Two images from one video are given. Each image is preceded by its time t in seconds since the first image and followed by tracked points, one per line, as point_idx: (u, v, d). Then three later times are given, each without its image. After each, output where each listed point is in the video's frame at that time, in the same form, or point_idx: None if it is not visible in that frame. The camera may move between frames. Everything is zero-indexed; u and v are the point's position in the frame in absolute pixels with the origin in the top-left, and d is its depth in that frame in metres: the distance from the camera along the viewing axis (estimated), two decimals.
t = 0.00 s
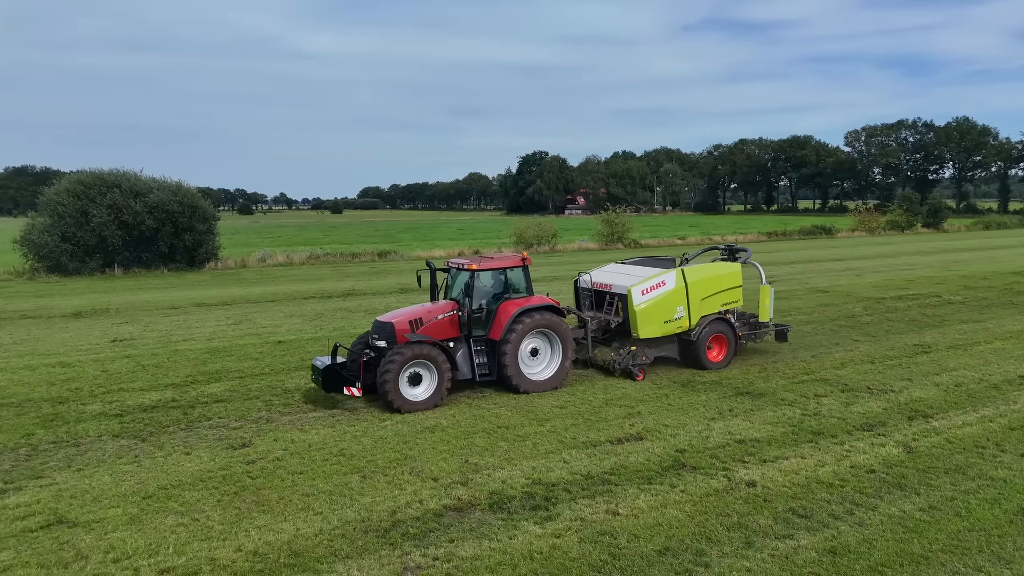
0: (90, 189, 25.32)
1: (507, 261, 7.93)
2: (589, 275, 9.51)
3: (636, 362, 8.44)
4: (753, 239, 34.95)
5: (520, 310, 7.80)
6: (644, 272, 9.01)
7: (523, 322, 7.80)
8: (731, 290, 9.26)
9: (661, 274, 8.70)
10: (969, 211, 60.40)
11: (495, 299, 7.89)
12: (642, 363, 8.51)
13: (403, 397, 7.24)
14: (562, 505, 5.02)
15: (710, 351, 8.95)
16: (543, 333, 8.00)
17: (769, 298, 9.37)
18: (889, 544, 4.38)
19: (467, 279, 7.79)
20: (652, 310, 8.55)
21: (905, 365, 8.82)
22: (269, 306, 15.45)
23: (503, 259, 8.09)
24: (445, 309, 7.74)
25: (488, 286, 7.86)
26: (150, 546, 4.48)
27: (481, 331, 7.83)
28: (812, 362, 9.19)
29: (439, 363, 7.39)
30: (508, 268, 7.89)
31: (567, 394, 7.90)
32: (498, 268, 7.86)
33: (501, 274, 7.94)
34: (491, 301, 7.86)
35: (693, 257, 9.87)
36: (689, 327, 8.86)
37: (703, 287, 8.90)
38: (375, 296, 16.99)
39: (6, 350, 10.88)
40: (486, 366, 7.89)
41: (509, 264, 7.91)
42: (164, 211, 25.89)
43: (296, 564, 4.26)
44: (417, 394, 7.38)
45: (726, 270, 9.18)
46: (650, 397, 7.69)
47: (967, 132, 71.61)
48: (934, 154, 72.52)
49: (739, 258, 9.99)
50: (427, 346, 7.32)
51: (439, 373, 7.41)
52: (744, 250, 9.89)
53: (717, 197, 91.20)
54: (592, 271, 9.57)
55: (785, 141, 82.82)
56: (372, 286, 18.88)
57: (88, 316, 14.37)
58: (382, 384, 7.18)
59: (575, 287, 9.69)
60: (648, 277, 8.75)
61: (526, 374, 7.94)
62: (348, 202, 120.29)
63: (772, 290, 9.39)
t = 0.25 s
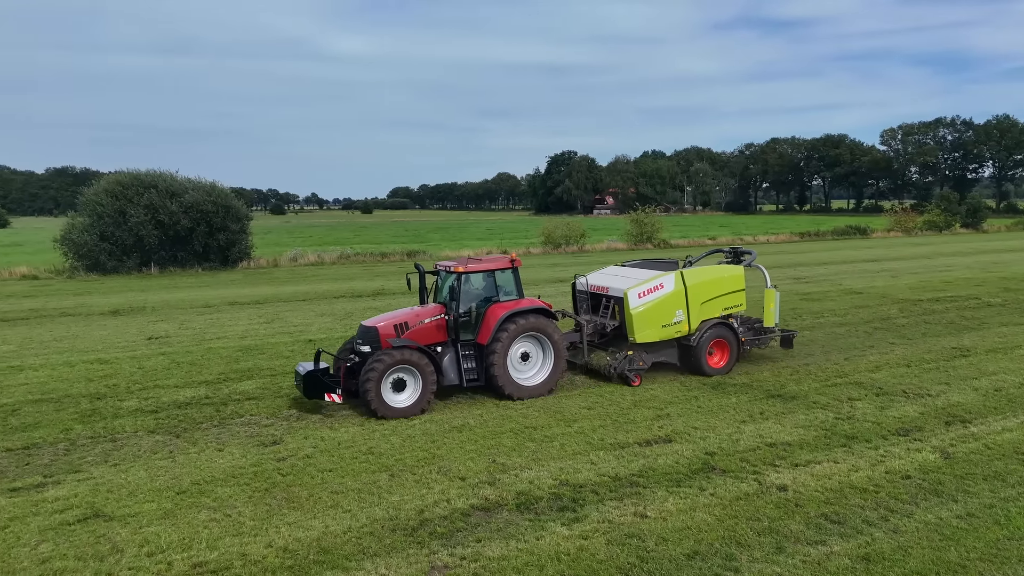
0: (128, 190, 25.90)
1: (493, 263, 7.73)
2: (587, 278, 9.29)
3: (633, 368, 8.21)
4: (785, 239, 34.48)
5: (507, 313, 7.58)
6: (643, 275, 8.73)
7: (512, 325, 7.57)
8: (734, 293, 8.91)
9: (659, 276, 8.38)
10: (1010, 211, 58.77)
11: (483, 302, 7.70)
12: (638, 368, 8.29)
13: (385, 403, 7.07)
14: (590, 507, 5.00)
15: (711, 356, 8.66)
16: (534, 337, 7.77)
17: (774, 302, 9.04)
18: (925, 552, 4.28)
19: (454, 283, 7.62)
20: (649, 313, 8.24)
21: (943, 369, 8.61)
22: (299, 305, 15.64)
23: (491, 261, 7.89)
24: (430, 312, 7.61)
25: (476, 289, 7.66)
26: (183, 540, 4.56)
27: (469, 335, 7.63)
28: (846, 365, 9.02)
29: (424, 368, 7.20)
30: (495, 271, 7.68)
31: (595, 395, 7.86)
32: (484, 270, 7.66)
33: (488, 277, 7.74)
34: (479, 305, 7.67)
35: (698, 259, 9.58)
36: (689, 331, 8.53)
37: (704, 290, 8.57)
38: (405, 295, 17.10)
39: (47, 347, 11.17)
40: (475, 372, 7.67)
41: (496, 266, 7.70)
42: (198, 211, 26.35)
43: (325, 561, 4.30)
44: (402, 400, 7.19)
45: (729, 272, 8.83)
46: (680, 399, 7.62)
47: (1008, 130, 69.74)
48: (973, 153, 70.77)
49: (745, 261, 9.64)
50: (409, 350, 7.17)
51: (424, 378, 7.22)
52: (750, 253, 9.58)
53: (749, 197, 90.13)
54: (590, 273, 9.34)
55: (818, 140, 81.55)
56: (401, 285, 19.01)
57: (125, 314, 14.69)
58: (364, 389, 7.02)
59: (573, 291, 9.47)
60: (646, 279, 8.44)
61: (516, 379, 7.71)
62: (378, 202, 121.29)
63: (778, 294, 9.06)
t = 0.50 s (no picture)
0: (161, 190, 26.39)
1: (484, 265, 7.49)
2: (583, 281, 9.16)
3: (629, 373, 7.97)
4: (815, 240, 33.97)
5: (498, 316, 7.33)
6: (640, 277, 8.56)
7: (502, 329, 7.31)
8: (733, 296, 8.69)
9: (656, 279, 8.15)
10: None
11: (473, 305, 7.47)
12: (635, 373, 8.04)
13: (369, 408, 6.92)
14: (615, 508, 4.98)
15: (711, 360, 8.44)
16: (526, 341, 7.49)
17: (778, 304, 8.79)
18: (958, 560, 4.19)
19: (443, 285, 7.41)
20: (645, 317, 8.03)
21: (978, 373, 8.42)
22: (327, 304, 15.80)
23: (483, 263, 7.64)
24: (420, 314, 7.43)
25: (465, 292, 7.45)
26: (213, 535, 4.63)
27: (459, 338, 7.42)
28: (877, 368, 8.85)
29: (409, 373, 7.02)
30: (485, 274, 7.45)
31: (620, 396, 7.81)
32: (474, 273, 7.43)
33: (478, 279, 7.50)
34: (469, 308, 7.44)
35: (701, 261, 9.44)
36: (688, 335, 8.31)
37: (702, 293, 8.34)
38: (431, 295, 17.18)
39: (83, 344, 11.42)
40: (465, 375, 7.51)
41: (486, 269, 7.45)
42: (229, 211, 26.74)
43: (352, 559, 4.34)
44: (386, 405, 7.07)
45: (728, 274, 8.60)
46: (707, 401, 7.55)
47: None
48: (1011, 151, 68.97)
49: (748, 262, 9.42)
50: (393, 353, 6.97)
51: (409, 384, 7.07)
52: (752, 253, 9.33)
53: (778, 196, 88.96)
54: (587, 276, 9.21)
55: (850, 139, 80.24)
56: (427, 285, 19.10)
57: (158, 312, 14.97)
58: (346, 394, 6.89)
59: (569, 293, 9.35)
60: (643, 282, 8.24)
61: (506, 384, 7.49)
62: (405, 203, 121.98)
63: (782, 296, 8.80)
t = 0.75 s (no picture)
0: (201, 191, 26.96)
1: (472, 267, 7.39)
2: (583, 285, 8.95)
3: (626, 380, 7.75)
4: (854, 240, 33.30)
5: (488, 320, 7.22)
6: (640, 280, 8.35)
7: (492, 332, 7.21)
8: (739, 300, 8.36)
9: (655, 282, 7.90)
10: None
11: (462, 308, 7.36)
12: (633, 380, 7.82)
13: (353, 412, 6.81)
14: (648, 511, 4.94)
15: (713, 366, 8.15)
16: (516, 345, 7.37)
17: (784, 309, 8.46)
18: (1004, 570, 4.06)
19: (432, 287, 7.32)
20: (643, 320, 7.76)
21: None
22: (361, 303, 15.99)
23: (472, 266, 7.56)
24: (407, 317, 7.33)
25: (454, 293, 7.33)
26: (250, 530, 4.72)
27: (448, 342, 7.30)
28: (919, 372, 8.64)
29: (395, 376, 6.89)
30: (475, 275, 7.35)
31: (653, 398, 7.75)
32: (462, 274, 7.33)
33: (467, 281, 7.40)
34: (458, 311, 7.33)
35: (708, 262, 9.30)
36: (688, 340, 8.01)
37: (704, 297, 8.04)
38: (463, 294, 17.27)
39: (126, 341, 11.72)
40: (454, 381, 7.34)
41: (476, 270, 7.36)
42: (266, 211, 27.19)
43: (385, 556, 4.38)
44: (372, 409, 6.92)
45: (733, 277, 8.28)
46: (742, 404, 7.45)
47: None
48: None
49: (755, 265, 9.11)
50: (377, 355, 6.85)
51: (395, 387, 6.93)
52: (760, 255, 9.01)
53: (816, 196, 87.36)
54: (587, 280, 8.99)
55: (891, 137, 78.42)
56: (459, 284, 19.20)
57: (198, 310, 15.32)
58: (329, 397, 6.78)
59: (570, 297, 9.14)
60: (642, 285, 7.99)
61: (496, 389, 7.36)
62: (439, 202, 122.69)
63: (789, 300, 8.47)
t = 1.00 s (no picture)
0: (238, 191, 27.45)
1: (465, 269, 7.24)
2: (583, 286, 8.79)
3: (624, 384, 7.60)
4: (893, 240, 32.58)
5: (479, 323, 7.08)
6: (640, 282, 8.17)
7: (484, 335, 7.06)
8: (742, 303, 8.14)
9: (654, 284, 7.73)
10: None
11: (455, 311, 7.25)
12: (631, 383, 7.66)
13: (341, 416, 6.75)
14: (680, 513, 4.91)
15: (715, 371, 7.95)
16: (509, 348, 7.21)
17: (791, 312, 8.25)
18: None
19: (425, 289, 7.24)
20: (641, 323, 7.61)
21: None
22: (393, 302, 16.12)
23: (466, 267, 7.42)
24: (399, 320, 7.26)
25: (447, 296, 7.22)
26: (284, 525, 4.79)
27: (440, 345, 7.20)
28: (961, 376, 8.43)
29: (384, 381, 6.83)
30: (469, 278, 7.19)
31: (685, 400, 7.68)
32: (455, 276, 7.21)
33: (460, 283, 7.27)
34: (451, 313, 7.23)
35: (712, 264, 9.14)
36: (689, 343, 7.84)
37: (704, 299, 7.84)
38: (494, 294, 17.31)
39: (165, 338, 11.99)
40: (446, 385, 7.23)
41: (468, 272, 7.23)
42: (301, 211, 27.57)
43: (416, 553, 4.42)
44: (360, 412, 6.86)
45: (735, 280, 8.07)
46: (776, 407, 7.35)
47: None
48: None
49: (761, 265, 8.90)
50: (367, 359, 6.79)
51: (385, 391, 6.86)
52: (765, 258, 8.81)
53: (854, 195, 85.64)
54: (588, 281, 8.83)
55: (933, 135, 76.51)
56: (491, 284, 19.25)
57: (235, 308, 15.60)
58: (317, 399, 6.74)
59: (570, 298, 8.99)
60: (641, 287, 7.81)
61: (489, 394, 7.23)
62: (470, 203, 123.08)
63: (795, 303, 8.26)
